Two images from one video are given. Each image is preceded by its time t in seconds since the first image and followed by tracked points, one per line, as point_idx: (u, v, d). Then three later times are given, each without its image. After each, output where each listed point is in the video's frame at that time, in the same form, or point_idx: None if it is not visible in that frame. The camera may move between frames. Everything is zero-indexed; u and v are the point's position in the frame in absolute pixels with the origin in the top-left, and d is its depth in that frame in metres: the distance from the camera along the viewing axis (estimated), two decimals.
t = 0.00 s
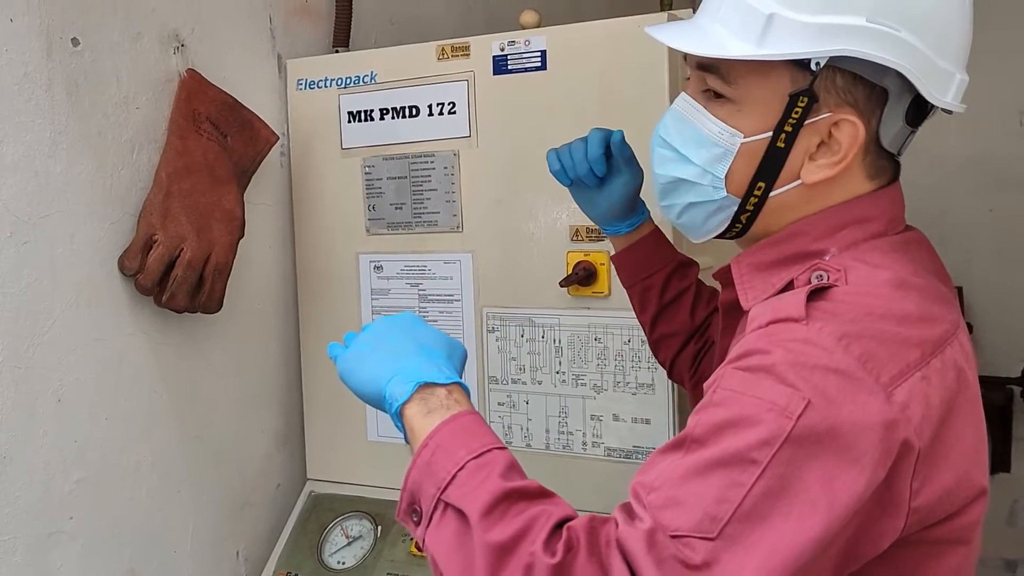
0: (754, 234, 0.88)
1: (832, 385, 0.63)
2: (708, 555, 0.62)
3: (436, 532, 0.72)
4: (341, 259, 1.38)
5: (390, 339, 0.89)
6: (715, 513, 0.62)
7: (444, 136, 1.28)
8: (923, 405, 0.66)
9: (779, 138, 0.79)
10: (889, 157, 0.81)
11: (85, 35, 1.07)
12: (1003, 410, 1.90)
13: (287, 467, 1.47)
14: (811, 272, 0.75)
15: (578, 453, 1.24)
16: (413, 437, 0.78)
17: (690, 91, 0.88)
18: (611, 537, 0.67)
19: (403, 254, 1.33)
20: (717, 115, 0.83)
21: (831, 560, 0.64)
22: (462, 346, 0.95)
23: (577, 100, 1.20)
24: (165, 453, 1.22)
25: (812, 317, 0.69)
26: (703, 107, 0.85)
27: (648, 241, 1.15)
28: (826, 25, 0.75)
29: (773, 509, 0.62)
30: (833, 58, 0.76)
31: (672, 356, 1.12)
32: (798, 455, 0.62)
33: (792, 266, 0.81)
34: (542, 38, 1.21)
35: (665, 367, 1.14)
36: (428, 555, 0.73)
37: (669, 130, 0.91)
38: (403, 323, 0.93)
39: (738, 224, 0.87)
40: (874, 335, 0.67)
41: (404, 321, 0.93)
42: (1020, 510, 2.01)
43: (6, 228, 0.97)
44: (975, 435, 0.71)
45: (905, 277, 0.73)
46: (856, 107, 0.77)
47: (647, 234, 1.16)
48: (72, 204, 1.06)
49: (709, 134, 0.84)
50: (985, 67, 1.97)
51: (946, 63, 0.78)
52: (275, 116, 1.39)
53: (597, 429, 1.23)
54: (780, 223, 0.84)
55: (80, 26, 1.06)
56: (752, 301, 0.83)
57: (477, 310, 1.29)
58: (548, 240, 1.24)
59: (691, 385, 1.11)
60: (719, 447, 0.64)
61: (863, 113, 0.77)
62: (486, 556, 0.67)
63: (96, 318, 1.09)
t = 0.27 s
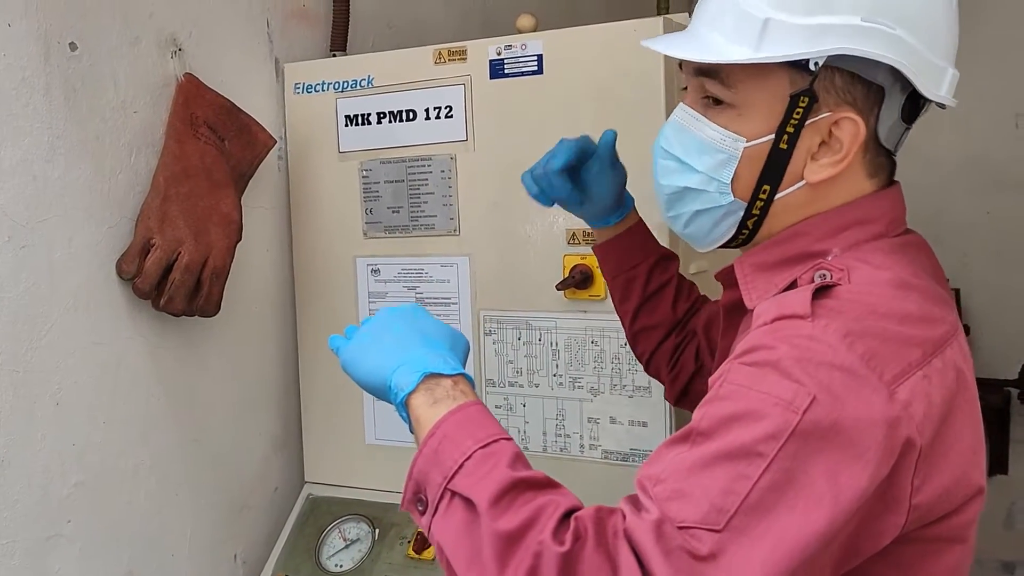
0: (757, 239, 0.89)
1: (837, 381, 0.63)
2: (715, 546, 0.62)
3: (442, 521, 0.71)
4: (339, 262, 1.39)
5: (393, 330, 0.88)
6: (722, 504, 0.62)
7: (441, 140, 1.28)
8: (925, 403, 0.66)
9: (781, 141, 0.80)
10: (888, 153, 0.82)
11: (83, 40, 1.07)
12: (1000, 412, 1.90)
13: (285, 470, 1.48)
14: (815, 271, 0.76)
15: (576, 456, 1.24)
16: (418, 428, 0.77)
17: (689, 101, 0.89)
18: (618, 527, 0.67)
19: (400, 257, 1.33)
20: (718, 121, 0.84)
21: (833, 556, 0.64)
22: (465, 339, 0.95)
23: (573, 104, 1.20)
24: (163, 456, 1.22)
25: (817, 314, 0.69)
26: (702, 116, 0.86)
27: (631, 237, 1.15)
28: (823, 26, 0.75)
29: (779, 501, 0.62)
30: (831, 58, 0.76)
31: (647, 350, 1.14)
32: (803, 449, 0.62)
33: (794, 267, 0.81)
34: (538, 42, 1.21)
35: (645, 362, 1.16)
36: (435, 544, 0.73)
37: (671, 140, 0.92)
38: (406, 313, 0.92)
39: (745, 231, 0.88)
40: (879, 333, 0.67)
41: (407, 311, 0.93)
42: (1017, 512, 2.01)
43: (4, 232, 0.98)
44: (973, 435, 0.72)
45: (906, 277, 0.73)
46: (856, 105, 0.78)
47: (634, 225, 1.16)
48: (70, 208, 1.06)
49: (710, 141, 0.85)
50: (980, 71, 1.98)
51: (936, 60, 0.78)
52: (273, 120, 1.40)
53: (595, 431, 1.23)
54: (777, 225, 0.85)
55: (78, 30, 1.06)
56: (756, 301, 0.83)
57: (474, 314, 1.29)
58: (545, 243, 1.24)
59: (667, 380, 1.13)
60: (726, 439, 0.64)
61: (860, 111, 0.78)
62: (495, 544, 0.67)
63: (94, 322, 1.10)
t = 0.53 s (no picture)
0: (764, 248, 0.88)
1: (851, 379, 0.63)
2: (728, 538, 0.62)
3: (457, 506, 0.71)
4: (338, 266, 1.39)
5: (406, 317, 0.88)
6: (736, 497, 0.62)
7: (439, 144, 1.29)
8: (935, 403, 0.66)
9: (784, 151, 0.79)
10: (886, 150, 0.82)
11: (82, 44, 1.07)
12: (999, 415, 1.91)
13: (283, 474, 1.48)
14: (824, 272, 0.76)
15: (574, 460, 1.25)
16: (433, 412, 0.77)
17: (685, 122, 0.88)
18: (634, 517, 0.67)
19: (398, 262, 1.33)
20: (718, 138, 0.84)
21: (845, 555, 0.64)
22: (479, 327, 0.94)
23: (571, 108, 1.20)
24: (161, 460, 1.22)
25: (830, 312, 0.69)
26: (702, 136, 0.86)
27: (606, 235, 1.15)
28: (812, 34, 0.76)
29: (793, 496, 0.62)
30: (825, 63, 0.77)
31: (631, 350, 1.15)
32: (817, 445, 0.62)
33: (803, 269, 0.81)
34: (536, 46, 1.21)
35: (625, 360, 1.16)
36: (448, 528, 0.73)
37: (675, 160, 0.91)
38: (419, 301, 0.92)
39: (756, 243, 0.87)
40: (889, 333, 0.67)
41: (420, 299, 0.92)
42: (1017, 514, 2.02)
43: (2, 236, 0.98)
44: (978, 438, 0.72)
45: (915, 279, 0.74)
46: (852, 108, 0.79)
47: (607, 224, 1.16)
48: (68, 211, 1.06)
49: (714, 160, 0.85)
50: (977, 75, 1.99)
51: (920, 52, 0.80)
52: (271, 124, 1.40)
53: (593, 435, 1.23)
54: (781, 232, 0.85)
55: (77, 35, 1.07)
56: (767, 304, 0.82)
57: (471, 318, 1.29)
58: (543, 246, 1.25)
59: (649, 377, 1.13)
60: (740, 433, 0.64)
61: (857, 113, 0.79)
62: (511, 529, 0.67)
63: (92, 326, 1.10)
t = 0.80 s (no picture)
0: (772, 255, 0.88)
1: (861, 377, 0.64)
2: (735, 531, 0.62)
3: (468, 493, 0.70)
4: (337, 271, 1.39)
5: (421, 305, 0.87)
6: (744, 490, 0.62)
7: (438, 149, 1.29)
8: (942, 404, 0.67)
9: (791, 164, 0.80)
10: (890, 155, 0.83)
11: (82, 50, 1.08)
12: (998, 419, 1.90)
13: (282, 478, 1.48)
14: (835, 275, 0.76)
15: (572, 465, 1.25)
16: (445, 400, 0.76)
17: (690, 138, 0.89)
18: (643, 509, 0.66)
19: (397, 267, 1.34)
20: (725, 154, 0.84)
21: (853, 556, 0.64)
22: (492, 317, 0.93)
23: (570, 114, 1.21)
24: (161, 464, 1.22)
25: (843, 311, 0.69)
26: (708, 151, 0.86)
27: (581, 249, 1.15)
28: (813, 49, 0.77)
29: (800, 491, 0.62)
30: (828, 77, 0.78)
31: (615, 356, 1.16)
32: (825, 443, 0.62)
33: (812, 272, 0.81)
34: (536, 52, 1.22)
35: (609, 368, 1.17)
36: (458, 517, 0.72)
37: (681, 176, 0.91)
38: (435, 289, 0.91)
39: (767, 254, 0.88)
40: (900, 334, 0.68)
41: (434, 287, 0.91)
42: (1015, 519, 2.02)
43: (2, 242, 0.98)
44: (981, 441, 0.72)
45: (923, 282, 0.74)
46: (855, 117, 0.79)
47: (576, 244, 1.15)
48: (68, 217, 1.06)
49: (722, 175, 0.85)
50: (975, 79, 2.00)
51: (921, 58, 0.81)
52: (271, 129, 1.40)
53: (591, 440, 1.23)
54: (790, 240, 0.85)
55: (77, 41, 1.07)
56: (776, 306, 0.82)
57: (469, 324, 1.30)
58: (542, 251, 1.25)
59: (636, 378, 1.14)
60: (750, 427, 0.64)
61: (861, 122, 0.80)
62: (522, 516, 0.66)
63: (92, 331, 1.10)
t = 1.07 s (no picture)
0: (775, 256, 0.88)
1: (865, 379, 0.64)
2: (741, 533, 0.61)
3: (473, 499, 0.70)
4: (338, 274, 1.39)
5: (427, 311, 0.86)
6: (749, 492, 0.62)
7: (439, 153, 1.29)
8: (944, 404, 0.67)
9: (803, 164, 0.80)
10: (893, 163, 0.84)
11: (83, 54, 1.08)
12: (997, 422, 1.90)
13: (283, 482, 1.48)
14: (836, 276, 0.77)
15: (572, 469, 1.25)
16: (451, 408, 0.75)
17: (700, 132, 0.87)
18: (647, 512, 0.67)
19: (397, 270, 1.34)
20: (737, 148, 0.83)
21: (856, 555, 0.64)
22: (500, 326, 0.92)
23: (572, 117, 1.21)
24: (161, 467, 1.22)
25: (845, 313, 0.69)
26: (719, 146, 0.85)
27: (560, 290, 1.13)
28: (834, 49, 0.77)
29: (804, 492, 0.62)
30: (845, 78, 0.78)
31: (606, 389, 1.16)
32: (828, 445, 0.63)
33: (813, 275, 0.81)
34: (537, 56, 1.22)
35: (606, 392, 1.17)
36: (464, 523, 0.72)
37: (688, 170, 0.90)
38: (440, 296, 0.90)
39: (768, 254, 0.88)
40: (902, 335, 0.68)
41: (439, 294, 0.90)
42: (1014, 523, 2.02)
43: (3, 245, 0.98)
44: (982, 442, 0.73)
45: (923, 283, 0.75)
46: (866, 120, 0.80)
47: (558, 287, 1.13)
48: (69, 221, 1.07)
49: (732, 170, 0.84)
50: (975, 83, 2.00)
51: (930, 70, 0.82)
52: (272, 132, 1.40)
53: (592, 444, 1.23)
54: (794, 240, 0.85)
55: (79, 44, 1.07)
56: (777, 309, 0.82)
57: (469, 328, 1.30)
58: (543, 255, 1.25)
59: (629, 402, 1.15)
60: (755, 429, 0.64)
61: (872, 126, 0.80)
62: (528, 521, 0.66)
63: (93, 334, 1.10)
